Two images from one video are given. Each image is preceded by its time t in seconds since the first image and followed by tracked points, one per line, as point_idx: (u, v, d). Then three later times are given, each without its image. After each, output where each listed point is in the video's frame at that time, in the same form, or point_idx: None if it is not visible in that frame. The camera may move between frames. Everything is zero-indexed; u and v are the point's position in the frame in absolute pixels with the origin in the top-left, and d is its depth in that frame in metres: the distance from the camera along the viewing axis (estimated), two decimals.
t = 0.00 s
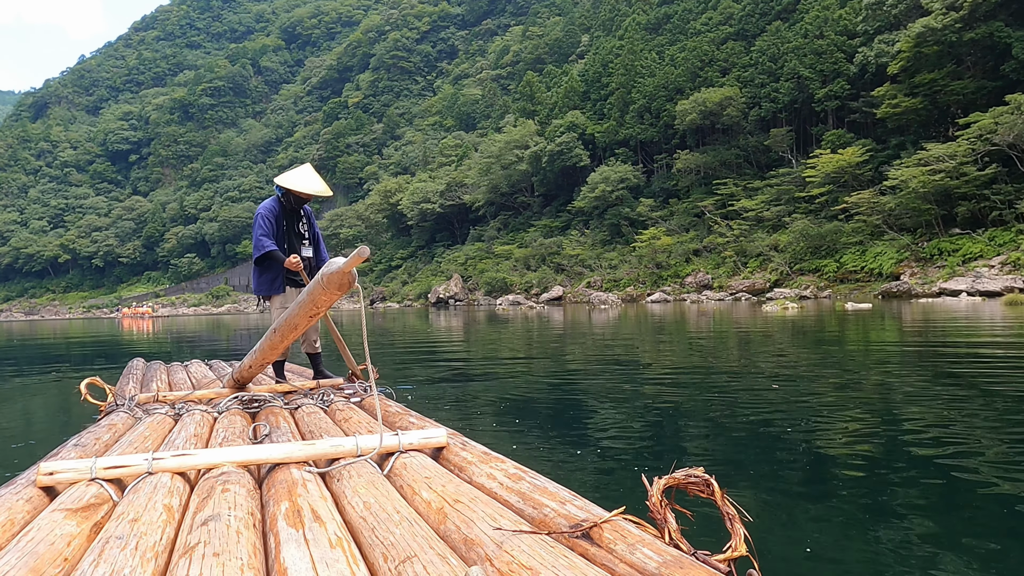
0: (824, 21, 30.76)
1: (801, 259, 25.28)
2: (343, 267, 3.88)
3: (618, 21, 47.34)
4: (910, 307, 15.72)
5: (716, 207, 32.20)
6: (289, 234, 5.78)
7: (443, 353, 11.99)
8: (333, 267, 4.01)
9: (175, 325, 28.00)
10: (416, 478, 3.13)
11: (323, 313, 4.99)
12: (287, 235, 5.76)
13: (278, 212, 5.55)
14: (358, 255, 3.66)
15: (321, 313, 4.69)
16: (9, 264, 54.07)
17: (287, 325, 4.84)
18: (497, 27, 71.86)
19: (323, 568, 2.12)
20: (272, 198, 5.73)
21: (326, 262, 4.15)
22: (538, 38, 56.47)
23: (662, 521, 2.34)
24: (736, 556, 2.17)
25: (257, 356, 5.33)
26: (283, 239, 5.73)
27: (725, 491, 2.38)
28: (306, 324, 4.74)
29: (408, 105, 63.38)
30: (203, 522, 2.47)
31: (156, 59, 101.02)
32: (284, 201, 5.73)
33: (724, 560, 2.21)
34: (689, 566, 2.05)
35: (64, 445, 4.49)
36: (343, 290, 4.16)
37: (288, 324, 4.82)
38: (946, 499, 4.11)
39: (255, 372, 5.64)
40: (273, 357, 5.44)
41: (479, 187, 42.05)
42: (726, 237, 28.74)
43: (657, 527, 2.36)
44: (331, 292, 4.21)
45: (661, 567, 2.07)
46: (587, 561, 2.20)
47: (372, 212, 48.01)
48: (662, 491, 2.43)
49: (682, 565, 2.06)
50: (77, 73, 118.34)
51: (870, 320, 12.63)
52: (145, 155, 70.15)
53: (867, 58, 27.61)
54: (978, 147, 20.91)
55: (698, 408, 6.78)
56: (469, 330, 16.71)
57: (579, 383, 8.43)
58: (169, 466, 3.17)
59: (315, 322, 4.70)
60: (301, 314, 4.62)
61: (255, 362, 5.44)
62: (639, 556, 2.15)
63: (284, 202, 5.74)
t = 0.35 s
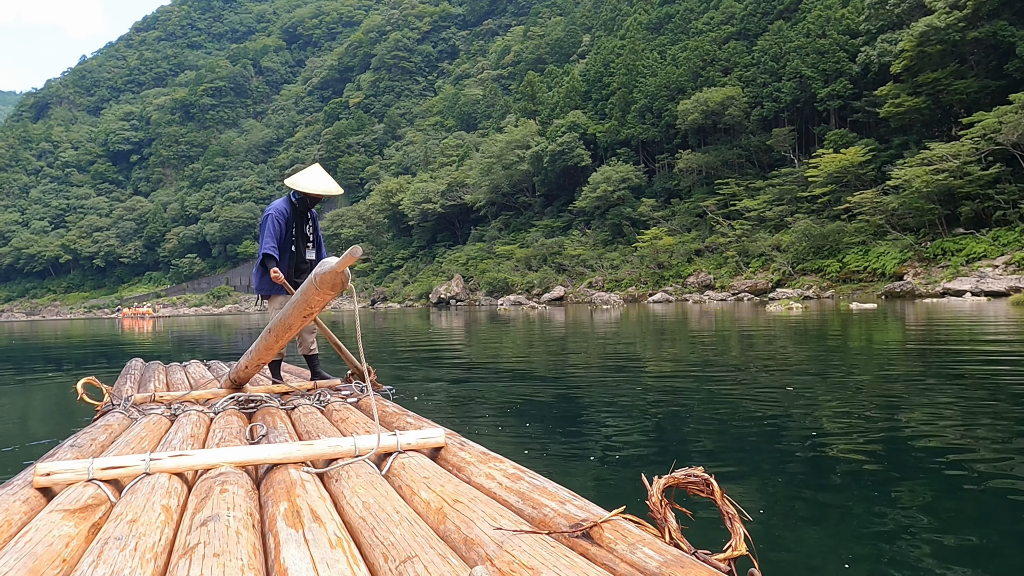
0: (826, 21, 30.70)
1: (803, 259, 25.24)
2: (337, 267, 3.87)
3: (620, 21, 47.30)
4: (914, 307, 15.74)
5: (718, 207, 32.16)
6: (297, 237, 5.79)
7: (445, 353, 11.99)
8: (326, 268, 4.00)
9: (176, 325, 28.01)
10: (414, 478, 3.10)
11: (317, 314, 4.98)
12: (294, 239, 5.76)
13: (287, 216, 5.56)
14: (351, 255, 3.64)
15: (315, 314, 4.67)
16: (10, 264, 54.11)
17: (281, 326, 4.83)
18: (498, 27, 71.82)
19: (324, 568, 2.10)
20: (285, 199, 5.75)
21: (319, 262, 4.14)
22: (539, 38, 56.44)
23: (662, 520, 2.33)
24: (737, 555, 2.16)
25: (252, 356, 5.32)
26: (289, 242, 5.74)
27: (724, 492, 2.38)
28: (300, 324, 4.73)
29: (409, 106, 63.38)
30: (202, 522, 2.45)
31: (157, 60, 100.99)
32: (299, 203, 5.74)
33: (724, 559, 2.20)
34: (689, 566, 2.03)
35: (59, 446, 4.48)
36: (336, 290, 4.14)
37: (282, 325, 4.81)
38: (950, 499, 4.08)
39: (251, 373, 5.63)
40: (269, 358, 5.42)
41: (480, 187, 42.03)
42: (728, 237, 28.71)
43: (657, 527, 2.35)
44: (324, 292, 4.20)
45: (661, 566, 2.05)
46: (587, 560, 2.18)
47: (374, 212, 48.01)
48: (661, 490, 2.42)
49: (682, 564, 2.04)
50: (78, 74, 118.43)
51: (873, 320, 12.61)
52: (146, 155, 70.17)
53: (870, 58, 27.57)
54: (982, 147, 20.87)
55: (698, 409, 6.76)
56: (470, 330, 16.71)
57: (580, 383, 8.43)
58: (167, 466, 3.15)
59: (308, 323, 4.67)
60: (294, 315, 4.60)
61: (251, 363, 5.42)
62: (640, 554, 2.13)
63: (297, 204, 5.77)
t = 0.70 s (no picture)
0: (829, 20, 30.65)
1: (806, 259, 25.20)
2: (333, 267, 3.85)
3: (621, 21, 47.25)
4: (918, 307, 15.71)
5: (720, 207, 32.11)
6: (315, 236, 5.83)
7: (447, 353, 12.01)
8: (321, 268, 3.99)
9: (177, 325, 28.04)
10: (412, 478, 3.08)
11: (313, 315, 4.95)
12: (313, 237, 5.81)
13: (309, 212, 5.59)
14: (346, 254, 3.63)
15: (312, 313, 4.66)
16: (12, 264, 54.18)
17: (276, 326, 4.80)
18: (500, 27, 71.79)
19: (323, 568, 2.08)
20: (308, 195, 5.82)
21: (314, 262, 4.12)
22: (540, 37, 56.38)
23: (661, 521, 2.31)
24: (735, 556, 2.14)
25: (248, 356, 5.30)
26: (306, 240, 5.77)
27: (723, 492, 2.37)
28: (295, 324, 4.71)
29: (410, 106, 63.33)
30: (200, 523, 2.43)
31: (158, 60, 101.09)
32: (322, 204, 5.81)
33: (722, 560, 2.19)
34: (689, 566, 2.01)
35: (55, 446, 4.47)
36: (332, 290, 4.13)
37: (277, 324, 4.78)
38: (953, 501, 4.04)
39: (248, 373, 5.61)
40: (266, 358, 5.41)
41: (482, 187, 42.02)
42: (730, 237, 28.67)
43: (656, 527, 2.34)
44: (320, 292, 4.18)
45: (660, 567, 2.04)
46: (586, 561, 2.16)
47: (375, 212, 48.01)
48: (660, 490, 2.41)
49: (682, 565, 2.02)
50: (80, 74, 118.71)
51: (876, 320, 12.61)
52: (147, 155, 70.25)
53: (873, 57, 27.52)
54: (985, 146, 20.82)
55: (699, 409, 6.74)
56: (471, 330, 16.73)
57: (582, 383, 8.43)
58: (164, 467, 3.14)
59: (303, 323, 4.65)
60: (289, 315, 4.59)
61: (248, 363, 5.40)
62: (639, 556, 2.12)
63: (318, 204, 5.85)
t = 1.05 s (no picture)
0: (832, 19, 30.60)
1: (810, 259, 25.16)
2: (339, 265, 3.85)
3: (623, 21, 47.19)
4: (924, 307, 15.71)
5: (723, 206, 32.08)
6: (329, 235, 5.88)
7: (448, 353, 12.05)
8: (326, 266, 3.97)
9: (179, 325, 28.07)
10: (412, 478, 3.06)
11: (318, 313, 4.94)
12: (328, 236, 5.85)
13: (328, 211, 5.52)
14: (352, 253, 3.61)
15: (316, 312, 4.64)
16: (14, 265, 54.23)
17: (281, 325, 4.78)
18: (502, 27, 71.80)
19: (322, 568, 2.07)
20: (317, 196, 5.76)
21: (319, 260, 4.10)
22: (542, 37, 56.35)
23: (660, 522, 2.30)
24: (735, 557, 2.12)
25: (251, 355, 5.28)
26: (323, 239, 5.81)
27: (722, 494, 2.38)
28: (300, 323, 4.69)
29: (412, 106, 63.30)
30: (198, 523, 2.41)
31: (160, 61, 101.10)
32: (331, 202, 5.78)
33: (721, 561, 2.17)
34: (688, 567, 2.00)
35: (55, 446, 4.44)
36: (336, 289, 4.12)
37: (281, 323, 4.76)
38: (956, 503, 4.02)
39: (249, 372, 5.59)
40: (267, 357, 5.39)
41: (484, 187, 42.03)
42: (734, 237, 28.60)
43: (655, 527, 2.33)
44: (324, 291, 4.17)
45: (659, 567, 2.02)
46: (584, 561, 2.14)
47: (377, 212, 48.03)
48: (660, 491, 2.40)
49: (680, 566, 2.01)
50: (82, 74, 118.90)
51: (879, 320, 12.67)
52: (149, 155, 70.32)
53: (876, 57, 27.49)
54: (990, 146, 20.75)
55: (702, 409, 6.73)
56: (474, 330, 16.79)
57: (583, 382, 8.44)
58: (163, 466, 3.12)
59: (308, 321, 4.64)
60: (294, 314, 4.57)
61: (250, 362, 5.38)
62: (638, 556, 2.10)
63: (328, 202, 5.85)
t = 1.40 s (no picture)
0: (835, 19, 30.57)
1: (812, 259, 25.12)
2: (347, 265, 3.82)
3: (626, 20, 47.11)
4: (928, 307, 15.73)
5: (725, 206, 32.06)
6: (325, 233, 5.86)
7: (451, 352, 12.06)
8: (336, 265, 3.94)
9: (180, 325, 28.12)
10: (412, 479, 3.04)
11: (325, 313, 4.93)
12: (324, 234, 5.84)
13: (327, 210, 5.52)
14: (360, 252, 3.58)
15: (323, 311, 4.63)
16: (16, 265, 54.30)
17: (288, 324, 4.77)
18: (504, 27, 71.76)
19: (321, 569, 2.06)
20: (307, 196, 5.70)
21: (328, 259, 4.08)
22: (544, 37, 56.34)
23: (659, 522, 2.28)
24: (734, 557, 2.11)
25: (255, 355, 5.26)
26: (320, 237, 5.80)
27: (721, 493, 2.36)
28: (308, 322, 4.68)
29: (414, 106, 63.24)
30: (199, 523, 2.39)
31: (162, 61, 101.21)
32: (323, 200, 5.78)
33: (722, 562, 2.15)
34: (687, 567, 1.99)
35: (59, 446, 4.44)
36: (346, 287, 4.09)
37: (289, 322, 4.75)
38: (959, 505, 3.99)
39: (253, 372, 5.58)
40: (272, 357, 5.37)
41: (486, 187, 42.06)
42: (736, 237, 28.58)
43: (654, 528, 2.31)
44: (334, 290, 4.15)
45: (659, 567, 2.01)
46: (583, 562, 2.13)
47: (378, 212, 48.06)
48: (659, 490, 2.38)
49: (680, 566, 2.00)
50: (84, 74, 119.00)
51: (883, 321, 12.68)
52: (151, 155, 70.39)
53: (880, 56, 27.44)
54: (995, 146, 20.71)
55: (706, 409, 6.72)
56: (476, 330, 16.82)
57: (586, 383, 8.44)
58: (164, 467, 3.09)
59: (317, 320, 4.63)
60: (302, 312, 4.56)
61: (254, 362, 5.37)
62: (637, 557, 2.09)
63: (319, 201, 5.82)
